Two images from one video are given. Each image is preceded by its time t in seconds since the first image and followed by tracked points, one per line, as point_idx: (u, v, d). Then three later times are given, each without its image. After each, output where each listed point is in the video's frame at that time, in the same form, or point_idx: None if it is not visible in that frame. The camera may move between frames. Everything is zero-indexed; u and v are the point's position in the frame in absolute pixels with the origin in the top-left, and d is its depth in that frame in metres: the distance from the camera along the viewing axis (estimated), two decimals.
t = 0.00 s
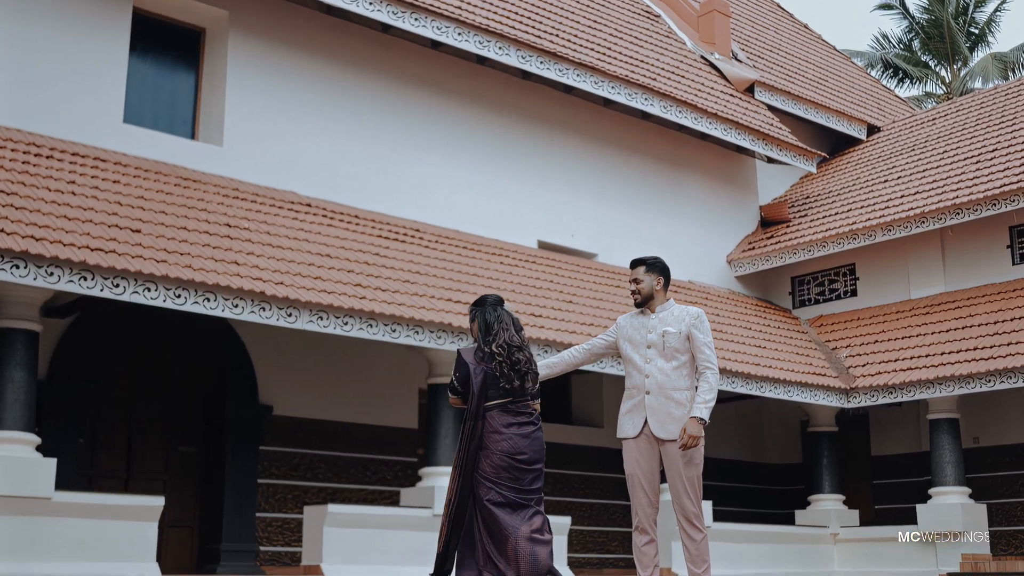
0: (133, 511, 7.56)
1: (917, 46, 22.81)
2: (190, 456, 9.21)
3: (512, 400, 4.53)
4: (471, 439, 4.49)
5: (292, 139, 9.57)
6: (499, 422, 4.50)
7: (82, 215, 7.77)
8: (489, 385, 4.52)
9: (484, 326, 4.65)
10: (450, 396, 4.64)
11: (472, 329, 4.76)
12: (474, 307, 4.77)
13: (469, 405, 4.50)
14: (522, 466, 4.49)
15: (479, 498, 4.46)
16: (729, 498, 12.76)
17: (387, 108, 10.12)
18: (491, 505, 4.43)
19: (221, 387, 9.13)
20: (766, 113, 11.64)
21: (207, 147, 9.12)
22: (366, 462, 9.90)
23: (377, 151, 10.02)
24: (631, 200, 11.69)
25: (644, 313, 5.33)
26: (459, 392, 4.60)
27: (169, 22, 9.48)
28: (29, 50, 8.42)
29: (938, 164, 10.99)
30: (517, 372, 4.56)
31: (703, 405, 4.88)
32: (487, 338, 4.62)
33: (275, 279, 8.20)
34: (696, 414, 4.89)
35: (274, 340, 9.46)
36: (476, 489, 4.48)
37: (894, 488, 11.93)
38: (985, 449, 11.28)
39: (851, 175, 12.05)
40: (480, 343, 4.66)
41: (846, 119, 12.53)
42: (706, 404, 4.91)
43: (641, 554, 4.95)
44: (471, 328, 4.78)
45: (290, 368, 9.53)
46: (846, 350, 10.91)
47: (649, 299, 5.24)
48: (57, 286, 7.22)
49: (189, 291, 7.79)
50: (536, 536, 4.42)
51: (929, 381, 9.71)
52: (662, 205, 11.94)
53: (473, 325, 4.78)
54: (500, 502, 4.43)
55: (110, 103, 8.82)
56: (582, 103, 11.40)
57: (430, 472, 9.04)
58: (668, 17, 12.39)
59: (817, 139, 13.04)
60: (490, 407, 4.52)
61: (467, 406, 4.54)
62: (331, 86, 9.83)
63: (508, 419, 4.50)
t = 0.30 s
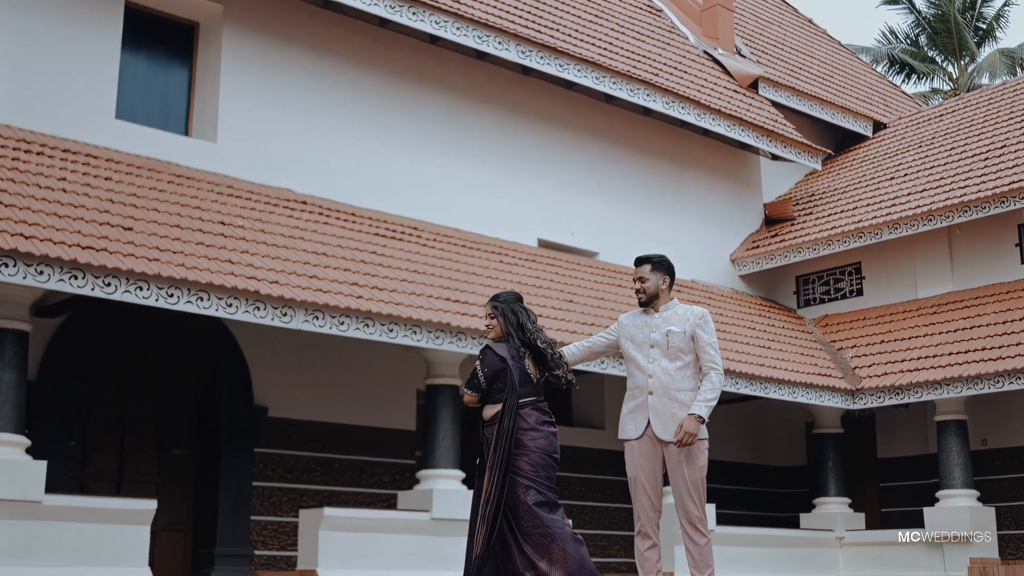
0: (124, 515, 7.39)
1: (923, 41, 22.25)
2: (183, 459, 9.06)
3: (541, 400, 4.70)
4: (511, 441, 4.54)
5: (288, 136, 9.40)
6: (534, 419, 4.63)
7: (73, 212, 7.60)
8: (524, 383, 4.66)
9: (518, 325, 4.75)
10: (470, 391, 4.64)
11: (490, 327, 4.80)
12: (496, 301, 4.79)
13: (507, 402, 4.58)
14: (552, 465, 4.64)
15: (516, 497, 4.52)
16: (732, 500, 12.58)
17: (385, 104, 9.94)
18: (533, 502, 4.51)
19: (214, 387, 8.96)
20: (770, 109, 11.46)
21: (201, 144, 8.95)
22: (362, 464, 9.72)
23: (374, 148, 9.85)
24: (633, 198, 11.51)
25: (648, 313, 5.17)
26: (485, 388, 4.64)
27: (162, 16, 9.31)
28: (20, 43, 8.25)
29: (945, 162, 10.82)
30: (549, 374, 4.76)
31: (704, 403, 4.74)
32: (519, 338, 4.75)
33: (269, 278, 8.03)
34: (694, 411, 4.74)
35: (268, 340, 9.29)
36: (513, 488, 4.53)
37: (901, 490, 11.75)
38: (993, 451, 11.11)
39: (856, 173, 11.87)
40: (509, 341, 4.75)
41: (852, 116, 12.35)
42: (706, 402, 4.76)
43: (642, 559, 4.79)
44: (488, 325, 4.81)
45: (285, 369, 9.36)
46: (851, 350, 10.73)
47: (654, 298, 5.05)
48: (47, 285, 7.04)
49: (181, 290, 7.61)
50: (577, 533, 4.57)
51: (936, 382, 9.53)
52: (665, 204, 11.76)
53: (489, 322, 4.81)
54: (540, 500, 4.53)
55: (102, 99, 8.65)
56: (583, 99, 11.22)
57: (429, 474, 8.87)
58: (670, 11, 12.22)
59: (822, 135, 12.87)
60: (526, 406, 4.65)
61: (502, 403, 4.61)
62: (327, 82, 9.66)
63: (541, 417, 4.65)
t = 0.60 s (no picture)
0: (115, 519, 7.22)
1: (930, 36, 21.52)
2: (177, 461, 8.88)
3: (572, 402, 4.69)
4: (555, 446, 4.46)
5: (283, 131, 9.23)
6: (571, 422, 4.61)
7: (62, 209, 7.43)
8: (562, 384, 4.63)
9: (549, 324, 4.72)
10: (511, 389, 4.51)
11: (516, 325, 4.70)
12: (525, 299, 4.72)
13: (553, 401, 4.55)
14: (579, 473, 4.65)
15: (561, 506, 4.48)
16: (735, 503, 12.39)
17: (382, 100, 9.77)
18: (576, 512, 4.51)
19: (207, 387, 8.78)
20: (774, 105, 11.29)
21: (195, 140, 8.78)
22: (359, 467, 9.54)
23: (371, 145, 9.67)
24: (634, 196, 11.33)
25: (649, 312, 4.98)
26: (524, 387, 4.54)
27: (155, 9, 9.13)
28: (15, 36, 8.11)
29: (952, 159, 10.64)
30: (576, 374, 4.69)
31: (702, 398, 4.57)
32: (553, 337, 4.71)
33: (264, 277, 7.86)
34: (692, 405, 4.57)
35: (262, 339, 9.12)
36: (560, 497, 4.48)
37: (907, 493, 11.58)
38: (1001, 453, 10.94)
39: (862, 170, 11.70)
40: (541, 339, 4.68)
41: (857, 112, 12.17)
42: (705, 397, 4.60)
43: (643, 564, 4.60)
44: (515, 322, 4.70)
45: (279, 370, 9.18)
46: (857, 351, 10.56)
47: (657, 297, 4.87)
48: (35, 283, 6.87)
49: (173, 289, 7.44)
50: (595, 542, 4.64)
51: (944, 383, 9.36)
52: (667, 202, 11.59)
53: (514, 319, 4.70)
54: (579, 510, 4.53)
55: (94, 94, 8.48)
56: (584, 95, 11.05)
57: (427, 477, 8.70)
58: (673, 6, 12.04)
59: (827, 132, 12.69)
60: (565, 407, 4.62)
61: (546, 401, 4.55)
62: (323, 77, 9.48)
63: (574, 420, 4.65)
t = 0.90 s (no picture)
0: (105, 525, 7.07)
1: (936, 32, 21.19)
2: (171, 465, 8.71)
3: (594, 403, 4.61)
4: (586, 445, 4.37)
5: (278, 128, 9.06)
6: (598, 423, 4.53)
7: (52, 208, 7.27)
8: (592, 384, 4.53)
9: (574, 323, 4.61)
10: (553, 388, 4.36)
11: (543, 323, 4.54)
12: (551, 297, 4.57)
13: (595, 399, 4.45)
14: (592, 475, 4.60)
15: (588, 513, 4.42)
16: (739, 506, 12.21)
17: (380, 96, 9.61)
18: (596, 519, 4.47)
19: (202, 390, 8.63)
20: (779, 102, 11.13)
21: (189, 137, 8.61)
22: (356, 470, 9.38)
23: (369, 142, 9.51)
24: (636, 194, 11.17)
25: (650, 312, 4.80)
26: (563, 386, 4.41)
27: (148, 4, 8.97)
28: (8, 33, 7.97)
29: (959, 156, 10.48)
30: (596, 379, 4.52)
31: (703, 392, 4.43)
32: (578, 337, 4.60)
33: (258, 276, 7.70)
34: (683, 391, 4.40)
35: (258, 340, 8.95)
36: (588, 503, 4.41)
37: (914, 496, 11.42)
38: (1010, 456, 10.77)
39: (867, 168, 11.53)
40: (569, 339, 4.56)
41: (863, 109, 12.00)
42: (700, 386, 4.43)
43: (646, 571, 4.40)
44: (543, 320, 4.53)
45: (275, 371, 9.02)
46: (863, 351, 10.38)
47: (660, 297, 4.71)
48: (25, 284, 6.71)
49: (166, 289, 7.28)
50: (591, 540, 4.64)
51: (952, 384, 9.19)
52: (669, 200, 11.42)
53: (541, 318, 4.54)
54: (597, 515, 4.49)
55: (86, 90, 8.32)
56: (586, 92, 10.88)
57: (425, 480, 8.52)
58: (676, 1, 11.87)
59: (833, 129, 12.52)
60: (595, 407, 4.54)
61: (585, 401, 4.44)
62: (320, 73, 9.31)
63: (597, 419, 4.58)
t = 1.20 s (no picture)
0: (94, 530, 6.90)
1: (943, 27, 20.94)
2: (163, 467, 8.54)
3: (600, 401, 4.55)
4: (608, 444, 4.31)
5: (274, 124, 8.89)
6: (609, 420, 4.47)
7: (41, 204, 7.11)
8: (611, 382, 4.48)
9: (592, 319, 4.52)
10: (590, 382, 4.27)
11: (567, 318, 4.41)
12: (576, 291, 4.45)
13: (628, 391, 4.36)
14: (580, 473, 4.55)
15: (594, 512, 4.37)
16: (742, 509, 12.03)
17: (377, 92, 9.43)
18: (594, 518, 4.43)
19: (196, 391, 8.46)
20: (783, 98, 10.96)
21: (182, 133, 8.45)
22: (352, 472, 9.21)
23: (366, 138, 9.34)
24: (638, 192, 11.00)
25: (652, 310, 4.62)
26: (595, 381, 4.32)
27: None
28: None
29: (966, 153, 10.31)
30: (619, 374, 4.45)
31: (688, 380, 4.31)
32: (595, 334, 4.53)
33: (252, 275, 7.54)
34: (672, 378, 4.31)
35: (252, 340, 8.78)
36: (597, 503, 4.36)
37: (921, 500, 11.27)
38: (1018, 458, 10.60)
39: (872, 166, 11.36)
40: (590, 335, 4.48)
41: (868, 105, 11.83)
42: (691, 374, 4.32)
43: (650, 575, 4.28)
44: (569, 314, 4.41)
45: (270, 371, 8.85)
46: (869, 352, 10.21)
47: (662, 295, 4.53)
48: (12, 282, 6.55)
49: (157, 288, 7.12)
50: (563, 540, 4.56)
51: (959, 385, 9.03)
52: (672, 198, 11.25)
53: (567, 312, 4.41)
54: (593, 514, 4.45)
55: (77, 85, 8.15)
56: (587, 87, 10.71)
57: (422, 483, 8.35)
58: None
59: (838, 125, 12.35)
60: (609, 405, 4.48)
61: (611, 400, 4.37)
62: (316, 67, 9.14)
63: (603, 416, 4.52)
